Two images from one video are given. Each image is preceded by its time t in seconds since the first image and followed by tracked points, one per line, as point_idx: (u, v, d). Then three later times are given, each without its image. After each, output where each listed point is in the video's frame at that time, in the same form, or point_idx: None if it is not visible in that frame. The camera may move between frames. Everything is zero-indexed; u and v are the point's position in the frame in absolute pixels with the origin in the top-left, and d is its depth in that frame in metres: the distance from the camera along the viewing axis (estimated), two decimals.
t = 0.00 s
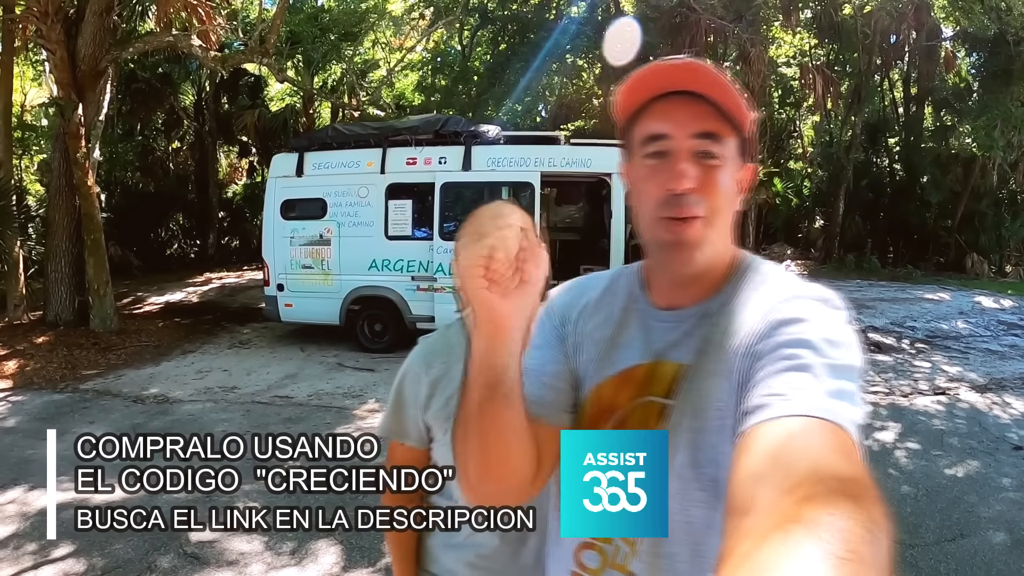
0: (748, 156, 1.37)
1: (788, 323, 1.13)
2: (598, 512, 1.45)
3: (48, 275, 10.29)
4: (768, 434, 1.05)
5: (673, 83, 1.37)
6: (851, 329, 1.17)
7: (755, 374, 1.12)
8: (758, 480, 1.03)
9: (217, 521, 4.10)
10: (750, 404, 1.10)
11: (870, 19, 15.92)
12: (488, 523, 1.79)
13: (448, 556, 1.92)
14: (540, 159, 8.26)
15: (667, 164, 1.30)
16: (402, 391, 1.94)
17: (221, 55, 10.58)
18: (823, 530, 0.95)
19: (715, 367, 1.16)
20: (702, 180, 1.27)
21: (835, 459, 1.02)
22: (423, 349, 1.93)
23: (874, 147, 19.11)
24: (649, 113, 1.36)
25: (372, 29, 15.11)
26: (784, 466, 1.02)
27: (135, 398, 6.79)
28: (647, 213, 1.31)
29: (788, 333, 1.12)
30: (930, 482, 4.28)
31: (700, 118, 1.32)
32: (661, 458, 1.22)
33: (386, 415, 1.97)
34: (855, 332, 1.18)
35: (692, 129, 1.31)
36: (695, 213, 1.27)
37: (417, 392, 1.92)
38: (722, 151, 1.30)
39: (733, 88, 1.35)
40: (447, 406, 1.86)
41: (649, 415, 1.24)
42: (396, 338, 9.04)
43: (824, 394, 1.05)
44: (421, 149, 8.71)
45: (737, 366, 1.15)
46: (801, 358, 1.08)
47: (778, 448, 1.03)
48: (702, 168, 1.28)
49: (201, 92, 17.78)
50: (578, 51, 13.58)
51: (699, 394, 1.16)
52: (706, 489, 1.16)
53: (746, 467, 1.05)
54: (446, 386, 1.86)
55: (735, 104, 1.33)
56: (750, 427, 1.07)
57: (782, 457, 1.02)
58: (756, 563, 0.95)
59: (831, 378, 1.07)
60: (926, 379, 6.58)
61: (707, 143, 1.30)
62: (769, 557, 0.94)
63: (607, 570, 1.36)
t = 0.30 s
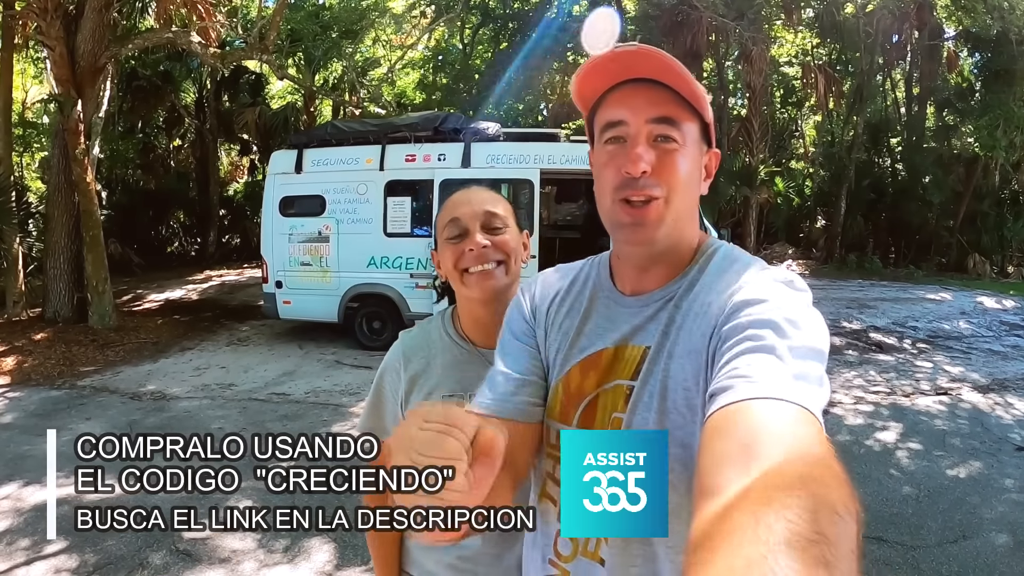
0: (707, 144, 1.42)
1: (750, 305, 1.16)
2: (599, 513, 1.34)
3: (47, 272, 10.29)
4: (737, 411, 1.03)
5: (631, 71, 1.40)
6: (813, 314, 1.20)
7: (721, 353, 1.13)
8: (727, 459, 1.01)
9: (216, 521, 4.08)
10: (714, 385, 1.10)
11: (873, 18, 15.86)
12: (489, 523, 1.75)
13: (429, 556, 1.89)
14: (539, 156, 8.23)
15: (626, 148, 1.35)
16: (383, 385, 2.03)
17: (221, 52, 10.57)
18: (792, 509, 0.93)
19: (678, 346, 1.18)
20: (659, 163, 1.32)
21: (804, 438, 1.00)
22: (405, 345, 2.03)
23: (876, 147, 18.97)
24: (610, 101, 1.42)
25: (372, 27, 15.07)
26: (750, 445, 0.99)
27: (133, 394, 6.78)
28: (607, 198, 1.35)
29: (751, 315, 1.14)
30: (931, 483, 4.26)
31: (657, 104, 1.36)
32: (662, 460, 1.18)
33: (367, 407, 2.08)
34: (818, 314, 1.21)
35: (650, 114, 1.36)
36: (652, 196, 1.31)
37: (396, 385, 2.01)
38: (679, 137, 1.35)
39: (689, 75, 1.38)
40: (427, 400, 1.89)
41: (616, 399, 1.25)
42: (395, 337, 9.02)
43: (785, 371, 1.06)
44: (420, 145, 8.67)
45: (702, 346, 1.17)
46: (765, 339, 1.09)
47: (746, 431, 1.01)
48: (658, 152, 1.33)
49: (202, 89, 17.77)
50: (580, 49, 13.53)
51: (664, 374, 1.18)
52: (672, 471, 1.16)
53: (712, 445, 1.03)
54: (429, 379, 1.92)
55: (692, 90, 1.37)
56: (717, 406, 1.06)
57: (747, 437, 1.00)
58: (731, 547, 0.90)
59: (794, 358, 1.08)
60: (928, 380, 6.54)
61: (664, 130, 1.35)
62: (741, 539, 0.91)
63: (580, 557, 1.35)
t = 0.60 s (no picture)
0: (707, 152, 1.41)
1: (755, 320, 1.15)
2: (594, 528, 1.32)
3: (50, 268, 10.31)
4: (742, 424, 1.01)
5: (631, 78, 1.39)
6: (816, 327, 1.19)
7: (726, 365, 1.12)
8: (736, 473, 0.97)
9: (215, 521, 4.08)
10: (719, 397, 1.08)
11: (878, 19, 15.81)
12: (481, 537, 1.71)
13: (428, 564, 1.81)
14: (543, 155, 8.22)
15: (625, 156, 1.34)
16: (382, 390, 1.97)
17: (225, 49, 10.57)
18: (805, 523, 0.88)
19: (683, 358, 1.17)
20: (658, 173, 1.31)
21: (810, 453, 0.97)
22: (404, 351, 1.98)
23: (882, 149, 18.91)
24: (608, 108, 1.40)
25: (377, 24, 15.12)
26: (757, 458, 0.97)
27: (134, 391, 6.79)
28: (606, 207, 1.34)
29: (756, 329, 1.13)
30: (934, 489, 4.24)
31: (655, 112, 1.35)
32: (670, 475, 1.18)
33: (364, 416, 1.98)
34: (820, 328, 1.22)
35: (649, 122, 1.34)
36: (649, 205, 1.30)
37: (395, 391, 1.95)
38: (678, 145, 1.33)
39: (688, 82, 1.36)
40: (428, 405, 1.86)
41: (617, 409, 1.22)
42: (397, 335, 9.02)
43: (790, 383, 1.05)
44: (424, 144, 8.65)
45: (707, 357, 1.16)
46: (770, 352, 1.08)
47: (751, 446, 0.98)
48: (657, 161, 1.32)
49: (207, 86, 17.81)
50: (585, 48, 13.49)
51: (667, 385, 1.16)
52: (674, 484, 1.11)
53: (718, 458, 1.00)
54: (430, 384, 1.89)
55: (693, 96, 1.35)
56: (723, 418, 1.04)
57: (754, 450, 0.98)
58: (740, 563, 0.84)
59: (799, 370, 1.07)
60: (931, 384, 6.51)
61: (663, 137, 1.33)
62: (752, 554, 0.85)
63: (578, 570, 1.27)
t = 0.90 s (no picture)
0: (712, 141, 1.38)
1: (765, 318, 1.11)
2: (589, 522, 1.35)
3: (52, 260, 10.34)
4: (747, 428, 0.97)
5: (637, 62, 1.35)
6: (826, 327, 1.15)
7: (734, 365, 1.07)
8: (743, 476, 0.93)
9: (215, 511, 4.11)
10: (727, 398, 1.04)
11: (881, 21, 15.83)
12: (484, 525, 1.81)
13: (424, 536, 1.92)
14: (545, 154, 8.23)
15: (629, 143, 1.31)
16: (389, 373, 2.01)
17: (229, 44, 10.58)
18: (824, 528, 0.85)
19: (688, 356, 1.13)
20: (662, 160, 1.28)
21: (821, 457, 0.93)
22: (412, 337, 2.04)
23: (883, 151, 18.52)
24: (613, 93, 1.37)
25: (381, 22, 15.19)
26: (767, 462, 0.93)
27: (135, 383, 6.81)
28: (609, 195, 1.31)
29: (768, 327, 1.09)
30: (929, 489, 4.26)
31: (661, 98, 1.32)
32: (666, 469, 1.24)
33: (371, 395, 2.02)
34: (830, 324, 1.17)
35: (654, 108, 1.31)
36: (655, 193, 1.27)
37: (401, 373, 2.00)
38: (684, 132, 1.30)
39: (695, 69, 1.34)
40: (432, 384, 1.93)
41: (616, 404, 1.19)
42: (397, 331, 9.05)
43: (802, 384, 1.00)
44: (426, 141, 8.67)
45: (714, 355, 1.11)
46: (782, 353, 1.04)
47: (763, 447, 0.94)
48: (663, 148, 1.29)
49: (211, 81, 17.86)
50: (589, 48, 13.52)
51: (671, 381, 1.12)
52: (675, 481, 1.07)
53: (728, 461, 0.96)
54: (434, 364, 1.95)
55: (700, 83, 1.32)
56: (732, 420, 1.00)
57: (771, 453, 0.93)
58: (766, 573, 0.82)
59: (813, 370, 1.03)
60: (929, 386, 6.53)
61: (669, 124, 1.30)
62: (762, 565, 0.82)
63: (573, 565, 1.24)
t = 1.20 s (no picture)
0: (706, 142, 1.39)
1: (756, 320, 1.10)
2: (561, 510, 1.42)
3: (52, 255, 10.36)
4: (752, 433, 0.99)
5: (637, 61, 1.38)
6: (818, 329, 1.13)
7: (728, 367, 1.08)
8: (742, 481, 0.96)
9: (212, 501, 4.15)
10: (724, 400, 1.06)
11: (879, 25, 15.90)
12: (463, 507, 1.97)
13: (409, 506, 2.05)
14: (541, 153, 8.37)
15: (623, 145, 1.34)
16: (384, 354, 2.13)
17: (229, 42, 10.61)
18: (821, 525, 0.88)
19: (678, 360, 1.15)
20: (658, 163, 1.30)
21: (818, 464, 0.95)
22: (404, 323, 2.15)
23: (881, 155, 18.80)
24: (608, 92, 1.39)
25: (382, 21, 15.24)
26: (767, 465, 0.96)
27: (133, 376, 6.85)
28: (600, 198, 1.34)
29: (759, 329, 1.09)
30: (916, 489, 4.30)
31: (656, 100, 1.35)
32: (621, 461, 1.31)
33: (368, 370, 2.14)
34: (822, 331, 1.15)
35: (652, 112, 1.34)
36: (647, 199, 1.29)
37: (395, 353, 2.11)
38: (680, 135, 1.32)
39: (693, 69, 1.37)
40: (417, 365, 2.05)
41: (604, 405, 1.22)
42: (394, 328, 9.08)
43: (797, 390, 1.01)
44: (424, 140, 8.71)
45: (706, 358, 1.12)
46: (774, 354, 1.05)
47: (766, 451, 0.97)
48: (658, 151, 1.31)
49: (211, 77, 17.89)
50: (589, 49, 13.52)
51: (663, 385, 1.14)
52: (666, 486, 1.11)
53: (729, 467, 0.99)
54: (420, 347, 2.07)
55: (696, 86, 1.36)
56: (731, 423, 1.02)
57: (771, 458, 0.96)
58: (764, 571, 0.85)
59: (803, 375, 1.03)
60: (919, 388, 6.58)
61: (664, 127, 1.33)
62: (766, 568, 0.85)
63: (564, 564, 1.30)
